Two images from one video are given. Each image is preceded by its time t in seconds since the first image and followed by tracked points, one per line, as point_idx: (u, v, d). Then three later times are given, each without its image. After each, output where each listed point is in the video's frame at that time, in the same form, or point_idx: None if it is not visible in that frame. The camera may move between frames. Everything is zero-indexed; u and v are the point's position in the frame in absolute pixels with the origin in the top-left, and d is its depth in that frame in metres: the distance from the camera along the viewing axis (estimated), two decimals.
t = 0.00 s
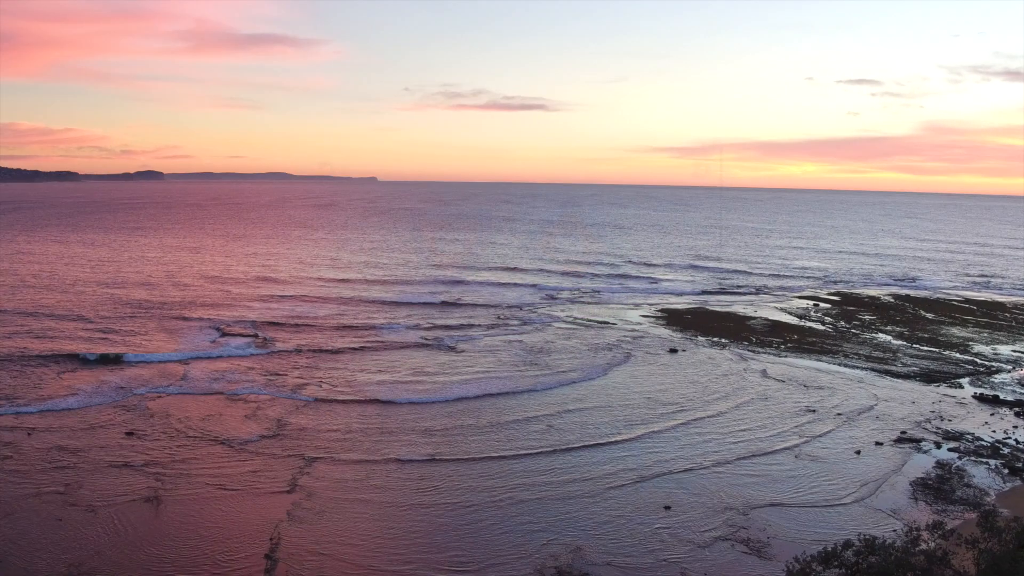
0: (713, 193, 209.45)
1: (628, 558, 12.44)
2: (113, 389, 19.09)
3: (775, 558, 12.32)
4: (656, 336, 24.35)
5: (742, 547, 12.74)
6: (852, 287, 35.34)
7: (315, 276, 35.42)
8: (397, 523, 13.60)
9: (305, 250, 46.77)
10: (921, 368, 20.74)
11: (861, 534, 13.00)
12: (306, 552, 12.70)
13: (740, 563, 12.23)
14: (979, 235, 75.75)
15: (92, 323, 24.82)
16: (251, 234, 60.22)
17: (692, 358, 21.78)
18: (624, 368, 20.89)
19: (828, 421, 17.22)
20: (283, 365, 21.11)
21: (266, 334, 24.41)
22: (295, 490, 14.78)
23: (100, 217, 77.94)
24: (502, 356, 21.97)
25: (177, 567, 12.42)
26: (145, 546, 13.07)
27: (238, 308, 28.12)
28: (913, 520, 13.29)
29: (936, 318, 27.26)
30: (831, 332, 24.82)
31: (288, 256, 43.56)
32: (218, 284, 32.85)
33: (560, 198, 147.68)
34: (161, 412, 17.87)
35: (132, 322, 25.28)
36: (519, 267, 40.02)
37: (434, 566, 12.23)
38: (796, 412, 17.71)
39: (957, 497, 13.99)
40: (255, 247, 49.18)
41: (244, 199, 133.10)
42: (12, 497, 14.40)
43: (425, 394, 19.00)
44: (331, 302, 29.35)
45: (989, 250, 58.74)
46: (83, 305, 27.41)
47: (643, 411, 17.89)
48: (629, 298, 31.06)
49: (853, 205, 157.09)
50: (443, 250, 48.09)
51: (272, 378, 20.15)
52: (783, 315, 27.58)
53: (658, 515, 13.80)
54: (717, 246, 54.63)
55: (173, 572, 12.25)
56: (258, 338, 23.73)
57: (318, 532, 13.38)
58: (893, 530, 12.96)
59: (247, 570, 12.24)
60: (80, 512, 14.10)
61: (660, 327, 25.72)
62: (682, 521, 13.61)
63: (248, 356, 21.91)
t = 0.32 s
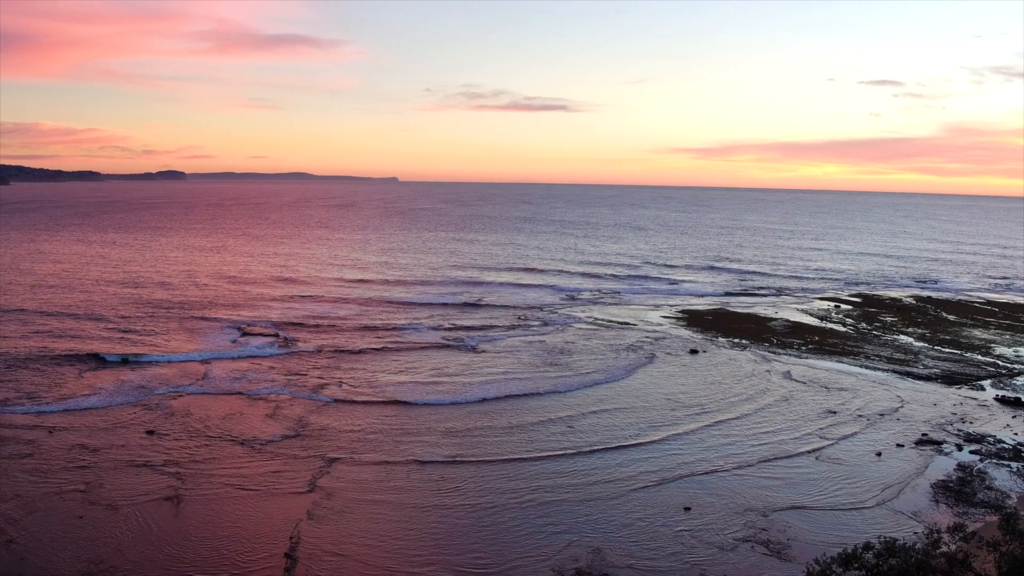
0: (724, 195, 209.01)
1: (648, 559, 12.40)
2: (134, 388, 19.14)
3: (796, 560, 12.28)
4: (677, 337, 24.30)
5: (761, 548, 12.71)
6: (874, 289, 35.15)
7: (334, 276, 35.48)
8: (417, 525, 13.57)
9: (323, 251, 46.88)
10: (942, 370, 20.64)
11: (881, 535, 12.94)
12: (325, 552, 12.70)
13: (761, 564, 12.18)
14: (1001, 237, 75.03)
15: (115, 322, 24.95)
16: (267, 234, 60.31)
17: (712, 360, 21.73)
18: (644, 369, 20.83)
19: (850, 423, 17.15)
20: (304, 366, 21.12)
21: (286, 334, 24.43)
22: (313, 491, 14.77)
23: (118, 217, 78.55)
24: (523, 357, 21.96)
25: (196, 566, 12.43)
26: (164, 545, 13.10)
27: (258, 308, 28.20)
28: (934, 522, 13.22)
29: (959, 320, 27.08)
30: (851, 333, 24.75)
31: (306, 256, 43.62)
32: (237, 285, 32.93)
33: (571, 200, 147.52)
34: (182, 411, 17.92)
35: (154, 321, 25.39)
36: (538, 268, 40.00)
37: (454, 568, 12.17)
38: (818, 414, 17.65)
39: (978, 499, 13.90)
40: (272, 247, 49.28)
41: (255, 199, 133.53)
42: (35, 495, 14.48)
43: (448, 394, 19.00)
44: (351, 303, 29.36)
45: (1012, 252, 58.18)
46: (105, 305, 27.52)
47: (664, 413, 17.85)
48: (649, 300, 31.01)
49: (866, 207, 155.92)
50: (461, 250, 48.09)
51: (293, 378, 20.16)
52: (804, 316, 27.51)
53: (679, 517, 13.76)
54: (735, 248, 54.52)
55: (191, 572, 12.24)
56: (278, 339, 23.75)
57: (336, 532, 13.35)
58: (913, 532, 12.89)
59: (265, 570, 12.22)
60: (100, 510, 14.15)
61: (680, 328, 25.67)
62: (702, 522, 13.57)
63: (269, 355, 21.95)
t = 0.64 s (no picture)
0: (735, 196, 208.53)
1: (669, 561, 12.36)
2: (156, 388, 19.18)
3: (816, 561, 12.23)
4: (698, 339, 24.24)
5: (782, 549, 12.67)
6: (896, 290, 34.96)
7: (355, 277, 35.55)
8: (438, 526, 13.54)
9: (342, 251, 46.99)
10: (965, 372, 20.54)
11: (902, 538, 12.87)
12: (345, 552, 12.70)
13: (782, 565, 12.13)
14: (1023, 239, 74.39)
15: (139, 322, 25.08)
16: (285, 234, 60.50)
17: (734, 361, 21.67)
18: (665, 371, 20.79)
19: (873, 426, 17.07)
20: (326, 366, 21.12)
21: (307, 334, 24.45)
22: (333, 491, 14.75)
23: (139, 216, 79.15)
24: (545, 358, 21.97)
25: (215, 565, 12.43)
26: (184, 544, 13.11)
27: (280, 308, 28.27)
28: (955, 525, 13.14)
29: (982, 322, 26.92)
30: (874, 335, 24.67)
31: (325, 256, 43.71)
32: (258, 284, 33.03)
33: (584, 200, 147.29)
34: (204, 411, 17.95)
35: (177, 321, 25.49)
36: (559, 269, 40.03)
37: (474, 570, 12.12)
38: (841, 417, 17.57)
39: (1000, 502, 13.80)
40: (291, 247, 49.43)
41: (269, 199, 133.90)
42: (58, 494, 14.53)
43: (471, 395, 18.99)
44: (372, 303, 29.39)
45: None
46: (126, 305, 27.64)
47: (687, 415, 17.81)
48: (670, 301, 30.98)
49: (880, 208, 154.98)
50: (481, 251, 48.11)
51: (314, 378, 20.16)
52: (826, 318, 27.42)
53: (700, 518, 13.73)
54: (755, 249, 54.42)
55: (210, 572, 12.23)
56: (300, 339, 23.78)
57: (355, 533, 13.32)
58: (935, 535, 12.82)
59: (284, 570, 12.20)
60: (122, 508, 14.19)
61: (702, 329, 25.62)
62: (723, 524, 13.53)
63: (291, 355, 21.96)
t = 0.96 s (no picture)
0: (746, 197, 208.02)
1: (692, 563, 12.31)
2: (179, 387, 19.23)
3: (839, 563, 12.17)
4: (721, 340, 24.17)
5: (804, 551, 12.62)
6: (919, 292, 34.75)
7: (376, 277, 35.63)
8: (459, 527, 13.52)
9: (361, 252, 47.09)
10: (989, 374, 20.48)
11: (924, 540, 12.79)
12: (366, 552, 12.70)
13: (805, 567, 12.07)
14: None
15: (163, 322, 25.22)
16: (303, 235, 60.72)
17: (756, 363, 21.61)
18: (687, 373, 20.74)
19: (897, 428, 17.00)
20: (349, 367, 21.12)
21: (329, 335, 24.46)
22: (353, 492, 14.74)
23: (160, 216, 79.69)
24: (568, 359, 21.95)
25: (235, 565, 12.42)
26: (205, 544, 13.12)
27: (302, 308, 28.35)
28: (979, 528, 13.06)
29: (1006, 324, 26.80)
30: (897, 336, 24.64)
31: (345, 257, 43.82)
32: (279, 285, 33.13)
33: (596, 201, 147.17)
34: (227, 410, 17.98)
35: (200, 321, 25.61)
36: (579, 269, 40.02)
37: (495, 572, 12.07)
38: (865, 419, 17.49)
39: None
40: (310, 247, 49.62)
41: (281, 200, 134.36)
42: (81, 492, 14.57)
43: (494, 396, 18.98)
44: (394, 304, 29.42)
45: None
46: (149, 304, 27.76)
47: (712, 417, 17.75)
48: (692, 302, 30.94)
49: (896, 209, 154.18)
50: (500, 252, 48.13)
51: (337, 379, 20.16)
52: (848, 319, 27.39)
53: (723, 520, 13.68)
54: (776, 250, 54.23)
55: (231, 572, 12.22)
56: (321, 339, 23.82)
57: (375, 534, 13.29)
58: (958, 538, 12.73)
59: (305, 570, 12.17)
60: (144, 507, 14.21)
61: (725, 330, 25.54)
62: (746, 525, 13.48)
63: (313, 356, 21.99)
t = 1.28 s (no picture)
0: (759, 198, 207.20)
1: (714, 565, 12.25)
2: (202, 387, 19.27)
3: (861, 566, 12.10)
4: (744, 342, 24.06)
5: (826, 554, 12.56)
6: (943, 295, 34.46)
7: (398, 278, 35.69)
8: (481, 529, 13.48)
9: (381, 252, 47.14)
10: (1015, 377, 20.35)
11: (948, 543, 12.69)
12: (388, 552, 12.69)
13: (828, 570, 12.00)
14: None
15: (187, 321, 25.36)
16: (322, 235, 60.96)
17: (779, 365, 21.55)
18: (710, 375, 20.69)
19: (922, 431, 16.92)
20: (372, 368, 21.12)
21: (351, 335, 24.48)
22: (374, 493, 14.71)
23: (183, 216, 80.29)
24: (592, 361, 21.91)
25: (255, 566, 12.40)
26: (227, 543, 13.11)
27: (325, 309, 28.40)
28: (1003, 532, 12.94)
29: None
30: (921, 338, 24.54)
31: (365, 257, 43.93)
32: (302, 285, 33.25)
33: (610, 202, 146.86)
34: (250, 410, 18.02)
35: (224, 321, 25.73)
36: (601, 271, 39.93)
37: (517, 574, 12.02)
38: (891, 423, 17.37)
39: None
40: (331, 247, 49.77)
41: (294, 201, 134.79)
42: (105, 491, 14.61)
43: (519, 398, 18.94)
44: (417, 305, 29.45)
45: None
46: (173, 304, 27.92)
47: (737, 419, 17.68)
48: (715, 303, 30.86)
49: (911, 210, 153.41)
50: (521, 253, 48.09)
51: (360, 380, 20.16)
52: (872, 321, 27.29)
53: (746, 522, 13.63)
54: (797, 251, 53.92)
55: (251, 572, 12.19)
56: (344, 340, 23.84)
57: (397, 536, 13.24)
58: (982, 541, 12.62)
59: (325, 571, 12.14)
60: (166, 507, 14.23)
61: (748, 332, 25.44)
62: (769, 528, 13.42)
63: (336, 356, 21.99)
